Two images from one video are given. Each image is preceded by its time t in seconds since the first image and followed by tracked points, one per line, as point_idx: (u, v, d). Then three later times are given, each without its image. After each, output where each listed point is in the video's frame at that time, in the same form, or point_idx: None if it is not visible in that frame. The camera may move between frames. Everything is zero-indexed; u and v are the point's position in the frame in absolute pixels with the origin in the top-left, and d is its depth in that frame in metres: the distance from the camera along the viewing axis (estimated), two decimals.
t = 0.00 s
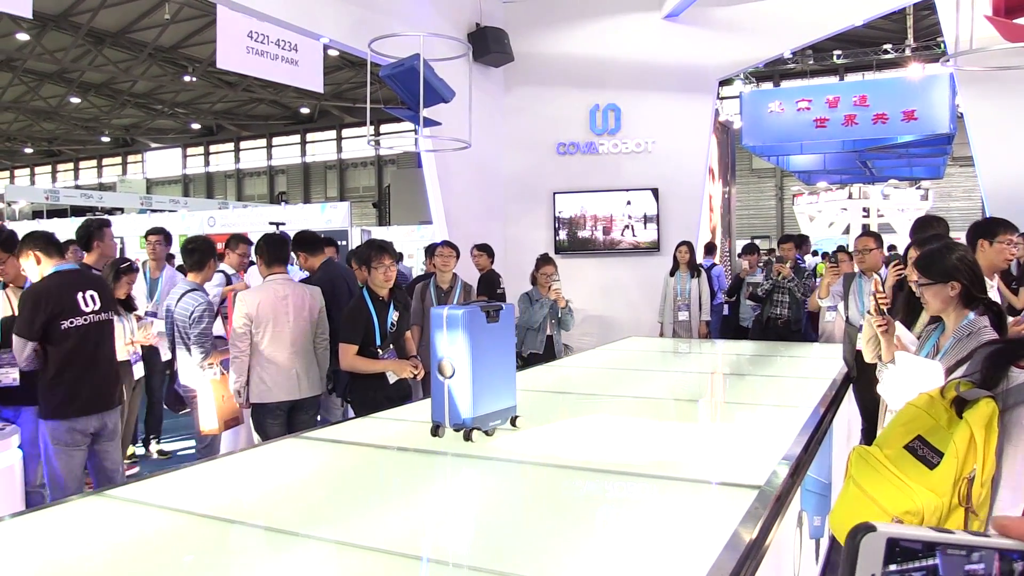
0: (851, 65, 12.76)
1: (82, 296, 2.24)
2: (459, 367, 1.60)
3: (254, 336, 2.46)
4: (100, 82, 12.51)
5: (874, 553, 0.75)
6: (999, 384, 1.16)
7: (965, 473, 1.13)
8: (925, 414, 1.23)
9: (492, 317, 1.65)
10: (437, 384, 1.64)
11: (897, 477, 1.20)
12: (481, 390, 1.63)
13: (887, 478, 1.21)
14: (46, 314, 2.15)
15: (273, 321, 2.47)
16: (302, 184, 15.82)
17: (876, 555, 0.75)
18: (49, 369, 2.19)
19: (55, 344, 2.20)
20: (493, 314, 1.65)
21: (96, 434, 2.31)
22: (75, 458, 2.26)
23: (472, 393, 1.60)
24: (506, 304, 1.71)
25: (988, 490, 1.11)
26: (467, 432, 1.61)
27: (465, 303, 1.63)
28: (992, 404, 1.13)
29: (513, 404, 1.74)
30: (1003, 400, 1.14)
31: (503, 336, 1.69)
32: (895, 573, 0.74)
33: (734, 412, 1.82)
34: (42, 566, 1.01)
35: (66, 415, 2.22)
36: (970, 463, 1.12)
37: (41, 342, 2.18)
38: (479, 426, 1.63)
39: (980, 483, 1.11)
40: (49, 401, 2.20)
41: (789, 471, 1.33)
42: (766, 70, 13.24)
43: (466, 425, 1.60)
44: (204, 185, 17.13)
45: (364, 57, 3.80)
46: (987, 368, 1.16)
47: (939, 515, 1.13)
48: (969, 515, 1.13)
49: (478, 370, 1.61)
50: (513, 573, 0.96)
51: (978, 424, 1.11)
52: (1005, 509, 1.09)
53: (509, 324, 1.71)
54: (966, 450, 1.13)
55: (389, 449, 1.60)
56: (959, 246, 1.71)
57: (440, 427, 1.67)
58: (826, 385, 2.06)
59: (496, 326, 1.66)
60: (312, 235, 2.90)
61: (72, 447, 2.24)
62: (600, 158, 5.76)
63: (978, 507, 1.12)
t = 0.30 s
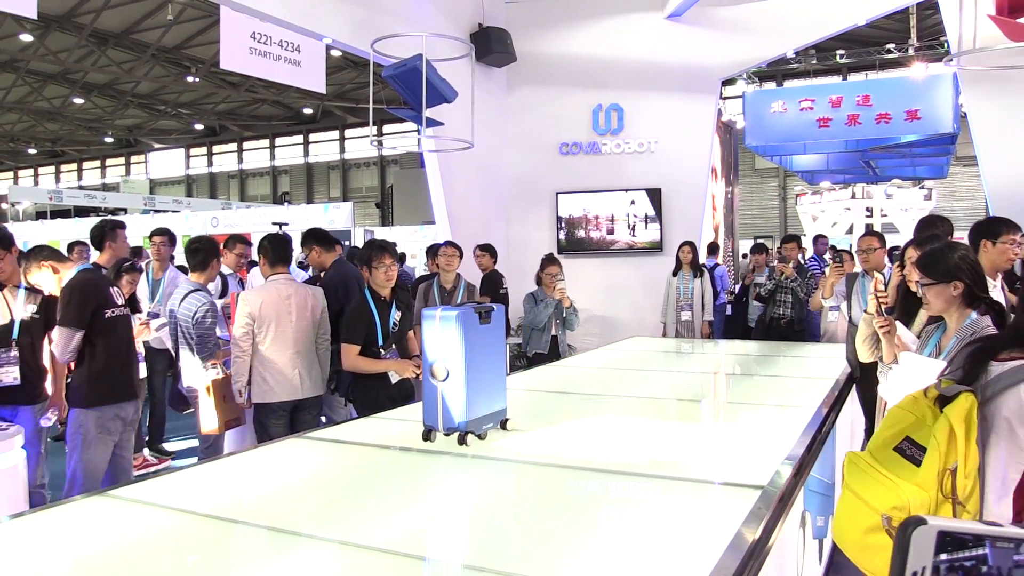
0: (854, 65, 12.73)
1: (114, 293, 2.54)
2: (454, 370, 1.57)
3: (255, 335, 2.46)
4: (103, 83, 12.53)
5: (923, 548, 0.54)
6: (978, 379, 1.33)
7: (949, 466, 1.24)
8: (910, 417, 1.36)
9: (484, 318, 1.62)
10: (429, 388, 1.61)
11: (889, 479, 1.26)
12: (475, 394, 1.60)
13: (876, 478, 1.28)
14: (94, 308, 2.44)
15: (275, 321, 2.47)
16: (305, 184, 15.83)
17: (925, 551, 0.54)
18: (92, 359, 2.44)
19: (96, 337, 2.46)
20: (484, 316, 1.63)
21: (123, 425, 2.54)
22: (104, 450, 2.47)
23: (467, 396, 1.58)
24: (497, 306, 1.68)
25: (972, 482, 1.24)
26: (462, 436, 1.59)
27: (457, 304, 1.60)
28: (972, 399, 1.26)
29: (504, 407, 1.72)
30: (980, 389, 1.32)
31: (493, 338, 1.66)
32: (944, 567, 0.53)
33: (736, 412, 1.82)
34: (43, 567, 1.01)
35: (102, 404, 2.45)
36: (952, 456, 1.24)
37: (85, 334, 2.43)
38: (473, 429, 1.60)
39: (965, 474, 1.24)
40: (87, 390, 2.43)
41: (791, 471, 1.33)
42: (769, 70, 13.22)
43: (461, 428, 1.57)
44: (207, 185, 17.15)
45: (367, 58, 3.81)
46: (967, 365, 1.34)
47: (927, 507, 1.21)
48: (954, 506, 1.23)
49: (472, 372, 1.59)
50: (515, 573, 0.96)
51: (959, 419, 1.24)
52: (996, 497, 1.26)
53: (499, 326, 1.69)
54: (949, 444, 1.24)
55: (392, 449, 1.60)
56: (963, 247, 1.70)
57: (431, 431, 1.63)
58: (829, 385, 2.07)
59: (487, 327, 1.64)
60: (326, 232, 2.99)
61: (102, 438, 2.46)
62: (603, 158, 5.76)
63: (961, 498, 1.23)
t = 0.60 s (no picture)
0: (858, 65, 12.72)
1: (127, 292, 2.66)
2: (449, 375, 1.51)
3: (259, 334, 2.46)
4: (106, 83, 12.55)
5: (956, 539, 0.73)
6: (936, 380, 1.31)
7: (905, 468, 1.25)
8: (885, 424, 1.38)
9: (477, 319, 1.57)
10: (422, 392, 1.56)
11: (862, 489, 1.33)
12: (470, 396, 1.55)
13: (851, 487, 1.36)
14: (114, 307, 2.54)
15: (280, 320, 2.47)
16: (308, 185, 15.85)
17: (959, 541, 0.73)
18: (116, 355, 2.55)
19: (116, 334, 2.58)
20: (478, 316, 1.57)
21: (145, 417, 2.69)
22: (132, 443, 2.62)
23: (460, 400, 1.52)
24: (489, 307, 1.63)
25: (936, 482, 1.20)
26: (457, 441, 1.54)
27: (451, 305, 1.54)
28: (927, 399, 1.26)
29: (497, 409, 1.67)
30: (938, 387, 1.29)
31: (486, 340, 1.60)
32: (975, 554, 0.72)
33: (739, 412, 1.82)
34: (53, 566, 1.01)
35: (130, 398, 2.60)
36: (906, 460, 1.25)
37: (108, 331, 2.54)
38: (468, 434, 1.55)
39: (922, 475, 1.21)
40: (115, 385, 2.56)
41: (794, 471, 1.33)
42: (772, 69, 13.21)
43: (456, 433, 1.52)
44: (210, 185, 17.17)
45: (370, 58, 3.81)
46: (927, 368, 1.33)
47: (891, 513, 1.25)
48: (918, 509, 1.22)
49: (466, 375, 1.53)
50: (519, 573, 0.95)
51: (908, 420, 1.25)
52: (969, 490, 1.19)
53: (492, 327, 1.62)
54: (904, 447, 1.26)
55: (395, 449, 1.60)
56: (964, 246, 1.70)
57: (424, 436, 1.59)
58: (833, 386, 2.06)
59: (481, 329, 1.58)
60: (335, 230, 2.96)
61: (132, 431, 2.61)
62: (605, 158, 5.76)
63: (919, 500, 1.21)
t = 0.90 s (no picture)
0: (861, 64, 12.70)
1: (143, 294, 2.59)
2: (445, 379, 1.49)
3: (265, 334, 2.46)
4: (110, 83, 12.56)
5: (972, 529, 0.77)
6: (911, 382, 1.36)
7: (889, 473, 1.27)
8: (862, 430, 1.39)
9: (471, 320, 1.54)
10: (416, 396, 1.54)
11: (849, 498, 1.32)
12: (465, 399, 1.53)
13: (836, 497, 1.35)
14: (136, 305, 2.47)
15: (286, 320, 2.47)
16: (311, 185, 15.87)
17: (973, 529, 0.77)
18: (140, 355, 2.49)
19: (136, 334, 2.51)
20: (472, 317, 1.55)
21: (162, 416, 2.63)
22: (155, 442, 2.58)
23: (455, 405, 1.50)
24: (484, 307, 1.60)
25: (921, 484, 1.22)
26: (451, 445, 1.51)
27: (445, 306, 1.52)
28: (905, 403, 1.28)
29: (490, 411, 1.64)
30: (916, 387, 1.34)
31: (481, 343, 1.58)
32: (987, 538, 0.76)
33: (743, 413, 1.82)
34: (56, 566, 1.01)
35: (156, 397, 2.54)
36: (889, 464, 1.27)
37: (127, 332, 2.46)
38: (463, 438, 1.53)
39: (907, 479, 1.23)
40: (143, 386, 2.49)
41: (797, 472, 1.33)
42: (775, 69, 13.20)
43: (450, 438, 1.50)
44: (213, 185, 17.19)
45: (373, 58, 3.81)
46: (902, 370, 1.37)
47: (881, 519, 1.25)
48: (903, 514, 1.24)
49: (460, 377, 1.52)
50: (522, 573, 0.96)
51: (890, 425, 1.27)
52: (954, 485, 1.24)
53: (485, 328, 1.60)
54: (886, 453, 1.27)
55: (396, 449, 1.60)
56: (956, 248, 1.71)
57: (417, 441, 1.57)
58: (836, 386, 2.06)
59: (476, 331, 1.56)
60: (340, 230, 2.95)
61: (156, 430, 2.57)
62: (608, 158, 5.76)
63: (905, 504, 1.23)
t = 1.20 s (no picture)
0: (865, 64, 12.70)
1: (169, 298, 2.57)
2: (441, 382, 1.46)
3: (270, 332, 2.46)
4: (113, 83, 12.59)
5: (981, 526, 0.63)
6: (904, 383, 1.35)
7: (889, 477, 1.24)
8: (855, 436, 1.36)
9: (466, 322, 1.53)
10: (409, 401, 1.51)
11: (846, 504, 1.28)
12: (460, 402, 1.51)
13: (833, 503, 1.29)
14: (161, 313, 2.47)
15: (292, 321, 2.47)
16: (314, 185, 15.89)
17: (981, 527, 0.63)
18: (161, 362, 2.49)
19: (159, 341, 2.51)
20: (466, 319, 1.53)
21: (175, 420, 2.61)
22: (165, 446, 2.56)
23: (451, 409, 1.48)
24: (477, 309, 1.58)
25: (922, 485, 1.21)
26: (446, 450, 1.48)
27: (439, 308, 1.50)
28: (899, 407, 1.28)
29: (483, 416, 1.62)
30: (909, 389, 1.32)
31: (474, 346, 1.56)
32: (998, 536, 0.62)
33: (746, 412, 1.82)
34: (53, 566, 1.01)
35: (168, 404, 2.53)
36: (888, 469, 1.24)
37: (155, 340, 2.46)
38: (458, 442, 1.50)
39: (908, 482, 1.21)
40: (160, 392, 2.49)
41: (800, 473, 1.32)
42: (779, 69, 13.19)
43: (446, 443, 1.47)
44: (217, 185, 17.21)
45: (376, 58, 3.81)
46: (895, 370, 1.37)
47: (883, 524, 1.21)
48: (903, 518, 1.22)
49: (455, 380, 1.49)
50: (524, 572, 0.96)
51: (889, 426, 1.25)
52: (950, 482, 1.26)
53: (478, 331, 1.58)
54: (885, 457, 1.25)
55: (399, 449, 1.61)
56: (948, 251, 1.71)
57: (411, 446, 1.53)
58: (839, 385, 2.07)
59: (470, 332, 1.54)
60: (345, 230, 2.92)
61: (166, 435, 2.55)
62: (612, 158, 5.75)
63: (906, 508, 1.21)
